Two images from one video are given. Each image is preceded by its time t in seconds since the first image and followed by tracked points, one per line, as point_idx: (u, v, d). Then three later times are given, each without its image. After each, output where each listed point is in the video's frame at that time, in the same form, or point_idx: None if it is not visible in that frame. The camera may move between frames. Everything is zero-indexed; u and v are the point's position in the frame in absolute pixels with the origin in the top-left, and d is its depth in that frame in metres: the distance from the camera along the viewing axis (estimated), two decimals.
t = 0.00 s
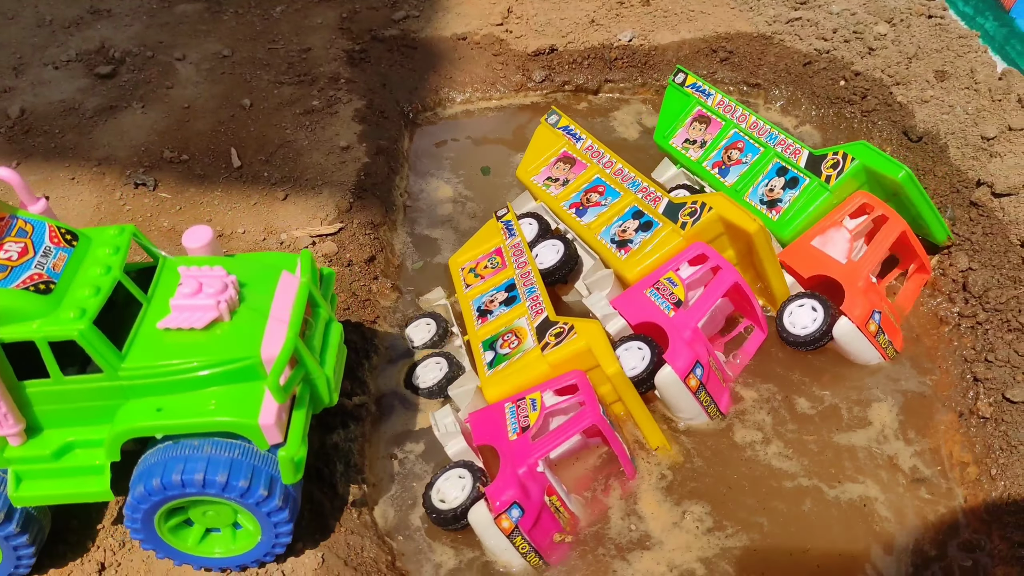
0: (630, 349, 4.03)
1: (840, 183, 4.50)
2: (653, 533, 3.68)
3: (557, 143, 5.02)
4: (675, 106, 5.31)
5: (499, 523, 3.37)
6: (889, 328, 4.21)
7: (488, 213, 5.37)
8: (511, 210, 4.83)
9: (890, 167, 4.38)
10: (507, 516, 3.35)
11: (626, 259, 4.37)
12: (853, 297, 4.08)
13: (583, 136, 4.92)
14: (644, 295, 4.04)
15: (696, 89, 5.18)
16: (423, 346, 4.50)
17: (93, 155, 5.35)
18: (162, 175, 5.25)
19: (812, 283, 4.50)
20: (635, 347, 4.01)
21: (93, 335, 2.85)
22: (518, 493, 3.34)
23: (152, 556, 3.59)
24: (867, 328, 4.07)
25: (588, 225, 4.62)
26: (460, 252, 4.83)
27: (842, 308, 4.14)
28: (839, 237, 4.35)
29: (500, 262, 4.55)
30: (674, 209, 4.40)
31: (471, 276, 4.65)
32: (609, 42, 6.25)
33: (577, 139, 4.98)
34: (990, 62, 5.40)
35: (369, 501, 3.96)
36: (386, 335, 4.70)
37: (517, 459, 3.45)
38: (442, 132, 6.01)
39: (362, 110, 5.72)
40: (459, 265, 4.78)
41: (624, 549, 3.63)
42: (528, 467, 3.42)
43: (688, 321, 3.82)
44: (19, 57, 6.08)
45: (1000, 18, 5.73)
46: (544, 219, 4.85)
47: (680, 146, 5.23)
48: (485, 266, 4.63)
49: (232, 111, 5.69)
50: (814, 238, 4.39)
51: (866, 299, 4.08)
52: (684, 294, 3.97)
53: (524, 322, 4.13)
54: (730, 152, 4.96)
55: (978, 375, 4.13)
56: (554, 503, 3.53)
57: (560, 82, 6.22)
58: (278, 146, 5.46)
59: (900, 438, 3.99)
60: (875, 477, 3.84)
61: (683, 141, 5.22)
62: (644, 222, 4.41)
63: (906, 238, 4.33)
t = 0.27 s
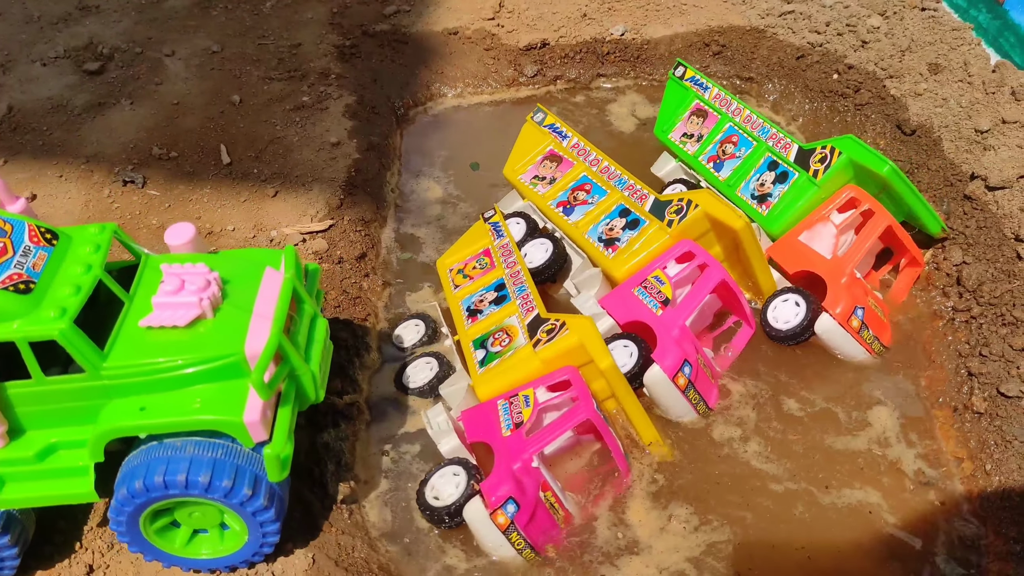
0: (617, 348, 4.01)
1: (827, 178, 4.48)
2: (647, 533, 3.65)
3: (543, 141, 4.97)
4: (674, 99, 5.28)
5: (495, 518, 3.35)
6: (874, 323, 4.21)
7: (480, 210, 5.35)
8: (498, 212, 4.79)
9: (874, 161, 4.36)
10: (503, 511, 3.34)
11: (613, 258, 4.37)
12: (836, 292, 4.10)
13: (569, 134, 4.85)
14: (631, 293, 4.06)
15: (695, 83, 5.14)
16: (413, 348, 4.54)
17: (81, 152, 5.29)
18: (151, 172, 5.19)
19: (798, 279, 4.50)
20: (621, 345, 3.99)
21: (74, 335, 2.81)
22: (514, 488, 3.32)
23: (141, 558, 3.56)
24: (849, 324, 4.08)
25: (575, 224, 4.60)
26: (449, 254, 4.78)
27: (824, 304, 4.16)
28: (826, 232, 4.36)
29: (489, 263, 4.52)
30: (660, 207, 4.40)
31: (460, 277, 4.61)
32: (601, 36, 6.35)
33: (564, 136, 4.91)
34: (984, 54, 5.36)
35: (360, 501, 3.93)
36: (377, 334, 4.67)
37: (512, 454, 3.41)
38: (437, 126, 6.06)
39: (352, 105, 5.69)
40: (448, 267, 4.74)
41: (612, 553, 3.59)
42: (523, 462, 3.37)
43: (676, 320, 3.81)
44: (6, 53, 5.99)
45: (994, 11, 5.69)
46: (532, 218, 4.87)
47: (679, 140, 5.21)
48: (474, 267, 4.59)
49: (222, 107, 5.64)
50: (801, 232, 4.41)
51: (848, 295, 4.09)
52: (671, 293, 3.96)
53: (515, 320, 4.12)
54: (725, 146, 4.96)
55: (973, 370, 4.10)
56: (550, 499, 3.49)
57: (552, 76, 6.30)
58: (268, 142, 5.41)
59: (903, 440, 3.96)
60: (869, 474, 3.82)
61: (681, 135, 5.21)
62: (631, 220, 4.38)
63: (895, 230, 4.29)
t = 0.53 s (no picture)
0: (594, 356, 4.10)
1: (811, 180, 4.42)
2: (651, 528, 3.62)
3: (529, 140, 5.01)
4: (679, 91, 5.31)
5: (489, 516, 3.27)
6: (857, 329, 4.18)
7: (472, 209, 5.33)
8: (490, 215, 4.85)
9: (854, 165, 4.25)
10: (498, 509, 3.26)
11: (593, 265, 4.41)
12: (812, 300, 4.12)
13: (554, 133, 4.87)
14: (610, 302, 4.07)
15: (697, 76, 5.14)
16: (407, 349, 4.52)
17: (69, 150, 5.22)
18: (139, 171, 5.13)
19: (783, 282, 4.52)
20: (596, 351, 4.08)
21: (32, 325, 2.72)
22: (508, 485, 3.27)
23: (129, 562, 3.48)
24: (826, 332, 4.09)
25: (558, 228, 4.63)
26: (442, 255, 4.79)
27: (801, 311, 4.18)
28: (810, 236, 4.37)
29: (481, 265, 4.52)
30: (639, 212, 4.39)
31: (452, 280, 4.60)
32: (593, 32, 6.35)
33: (548, 136, 4.93)
34: (977, 48, 5.37)
35: (351, 502, 3.89)
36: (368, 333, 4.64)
37: (506, 453, 3.40)
38: (428, 122, 6.04)
39: (343, 102, 5.66)
40: (441, 268, 4.74)
41: (620, 549, 3.56)
42: (517, 460, 3.38)
43: (652, 329, 3.84)
44: None
45: (987, 5, 5.78)
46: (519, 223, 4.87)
47: (681, 135, 5.28)
48: (467, 269, 4.58)
49: (210, 105, 5.58)
50: (786, 236, 4.38)
51: (826, 301, 4.10)
52: (647, 302, 3.99)
53: (509, 319, 4.08)
54: (722, 143, 4.98)
55: (967, 366, 4.08)
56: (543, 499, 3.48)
57: (544, 73, 6.29)
58: (257, 140, 5.36)
59: (902, 447, 3.92)
60: (865, 473, 3.80)
61: (684, 129, 5.28)
62: (611, 225, 4.42)
63: (881, 234, 4.22)
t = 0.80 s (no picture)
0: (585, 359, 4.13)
1: (805, 177, 4.40)
2: (649, 526, 3.57)
3: (520, 142, 5.02)
4: (685, 86, 5.32)
5: (488, 515, 3.20)
6: (852, 325, 4.15)
7: (467, 207, 5.30)
8: (491, 214, 4.84)
9: (846, 161, 4.18)
10: (495, 507, 3.20)
11: (586, 266, 4.43)
12: (805, 297, 4.11)
13: (544, 134, 4.82)
14: (603, 303, 4.02)
15: (700, 72, 5.13)
16: (406, 347, 4.49)
17: (60, 148, 5.15)
18: (130, 168, 5.06)
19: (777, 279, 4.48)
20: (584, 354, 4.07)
21: None
22: (506, 483, 3.22)
23: (119, 562, 3.43)
24: (817, 329, 4.08)
25: (551, 230, 4.66)
26: (440, 254, 4.78)
27: (794, 308, 4.16)
28: (804, 232, 4.35)
29: (481, 264, 4.50)
30: (630, 211, 4.39)
31: (452, 278, 4.59)
32: (589, 27, 6.33)
33: (539, 137, 4.88)
34: (976, 42, 5.35)
35: (345, 502, 3.84)
36: (362, 332, 4.59)
37: (505, 452, 3.37)
38: (423, 119, 6.00)
39: (336, 98, 5.61)
40: (440, 267, 4.74)
41: (617, 552, 3.50)
42: (516, 458, 3.36)
43: (646, 330, 3.88)
44: None
45: None
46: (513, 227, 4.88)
47: (687, 130, 5.34)
48: (467, 267, 4.57)
49: (203, 101, 5.52)
50: (780, 233, 4.38)
51: (819, 298, 4.09)
52: (640, 302, 3.97)
53: (508, 318, 4.06)
54: (723, 138, 4.97)
55: (967, 363, 4.04)
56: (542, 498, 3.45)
57: (539, 68, 6.26)
58: (250, 136, 5.30)
59: (897, 442, 3.89)
60: (862, 470, 3.77)
61: (689, 124, 5.31)
62: (603, 225, 4.43)
63: (878, 230, 4.14)
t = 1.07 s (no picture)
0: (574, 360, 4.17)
1: (795, 177, 4.35)
2: (637, 529, 3.54)
3: (511, 143, 4.98)
4: (684, 87, 5.34)
5: (487, 515, 3.20)
6: (841, 325, 4.12)
7: (462, 208, 5.29)
8: (490, 216, 4.81)
9: (831, 161, 4.12)
10: (495, 508, 3.19)
11: (578, 269, 4.45)
12: (792, 296, 4.13)
13: (535, 135, 4.79)
14: (596, 305, 4.08)
15: (698, 72, 5.14)
16: (401, 347, 4.47)
17: (52, 147, 5.11)
18: (123, 167, 5.01)
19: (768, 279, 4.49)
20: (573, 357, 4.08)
21: None
22: (507, 483, 3.21)
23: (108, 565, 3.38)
24: (806, 330, 4.08)
25: (543, 232, 4.69)
26: (438, 254, 4.77)
27: (783, 308, 4.16)
28: (794, 233, 4.37)
29: (480, 265, 4.49)
30: (621, 213, 4.32)
31: (450, 278, 4.57)
32: (584, 26, 6.32)
33: (530, 137, 4.85)
34: (973, 40, 5.33)
35: (337, 503, 3.80)
36: (355, 332, 4.56)
37: (506, 451, 3.35)
38: (417, 119, 5.98)
39: (330, 98, 5.59)
40: (438, 267, 4.71)
41: (610, 557, 3.46)
42: (516, 459, 3.33)
43: (639, 332, 3.87)
44: None
45: None
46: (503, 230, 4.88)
47: (685, 131, 5.35)
48: (465, 268, 4.56)
49: (196, 100, 5.48)
50: (771, 234, 4.42)
51: (806, 298, 4.08)
52: (633, 304, 3.97)
53: (509, 319, 4.03)
54: (719, 139, 4.98)
55: (964, 363, 4.02)
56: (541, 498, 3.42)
57: (535, 66, 6.24)
58: (243, 136, 5.27)
59: (890, 440, 3.87)
60: (854, 469, 3.74)
61: (688, 125, 5.33)
62: (594, 228, 4.44)
63: (868, 229, 4.08)
